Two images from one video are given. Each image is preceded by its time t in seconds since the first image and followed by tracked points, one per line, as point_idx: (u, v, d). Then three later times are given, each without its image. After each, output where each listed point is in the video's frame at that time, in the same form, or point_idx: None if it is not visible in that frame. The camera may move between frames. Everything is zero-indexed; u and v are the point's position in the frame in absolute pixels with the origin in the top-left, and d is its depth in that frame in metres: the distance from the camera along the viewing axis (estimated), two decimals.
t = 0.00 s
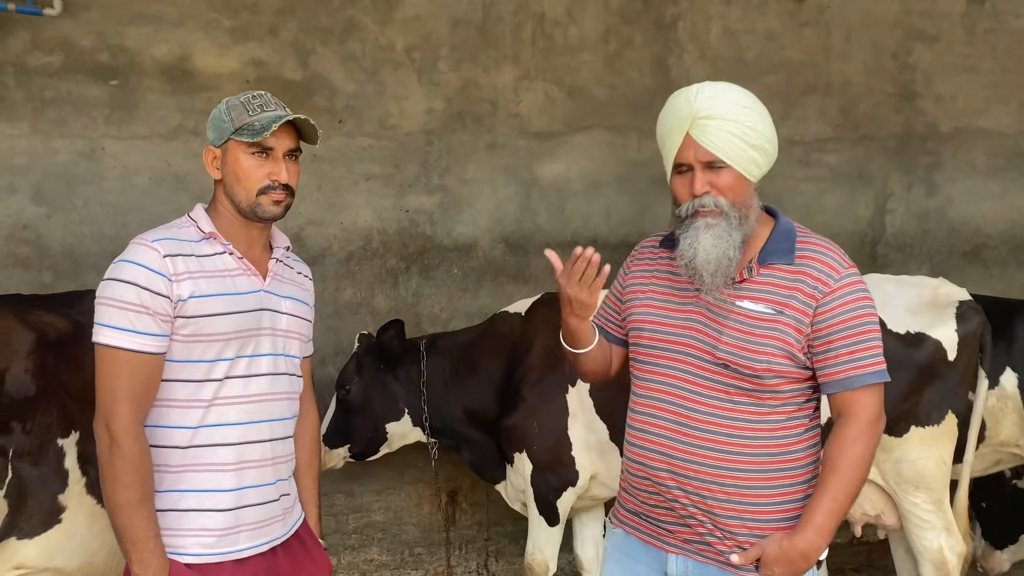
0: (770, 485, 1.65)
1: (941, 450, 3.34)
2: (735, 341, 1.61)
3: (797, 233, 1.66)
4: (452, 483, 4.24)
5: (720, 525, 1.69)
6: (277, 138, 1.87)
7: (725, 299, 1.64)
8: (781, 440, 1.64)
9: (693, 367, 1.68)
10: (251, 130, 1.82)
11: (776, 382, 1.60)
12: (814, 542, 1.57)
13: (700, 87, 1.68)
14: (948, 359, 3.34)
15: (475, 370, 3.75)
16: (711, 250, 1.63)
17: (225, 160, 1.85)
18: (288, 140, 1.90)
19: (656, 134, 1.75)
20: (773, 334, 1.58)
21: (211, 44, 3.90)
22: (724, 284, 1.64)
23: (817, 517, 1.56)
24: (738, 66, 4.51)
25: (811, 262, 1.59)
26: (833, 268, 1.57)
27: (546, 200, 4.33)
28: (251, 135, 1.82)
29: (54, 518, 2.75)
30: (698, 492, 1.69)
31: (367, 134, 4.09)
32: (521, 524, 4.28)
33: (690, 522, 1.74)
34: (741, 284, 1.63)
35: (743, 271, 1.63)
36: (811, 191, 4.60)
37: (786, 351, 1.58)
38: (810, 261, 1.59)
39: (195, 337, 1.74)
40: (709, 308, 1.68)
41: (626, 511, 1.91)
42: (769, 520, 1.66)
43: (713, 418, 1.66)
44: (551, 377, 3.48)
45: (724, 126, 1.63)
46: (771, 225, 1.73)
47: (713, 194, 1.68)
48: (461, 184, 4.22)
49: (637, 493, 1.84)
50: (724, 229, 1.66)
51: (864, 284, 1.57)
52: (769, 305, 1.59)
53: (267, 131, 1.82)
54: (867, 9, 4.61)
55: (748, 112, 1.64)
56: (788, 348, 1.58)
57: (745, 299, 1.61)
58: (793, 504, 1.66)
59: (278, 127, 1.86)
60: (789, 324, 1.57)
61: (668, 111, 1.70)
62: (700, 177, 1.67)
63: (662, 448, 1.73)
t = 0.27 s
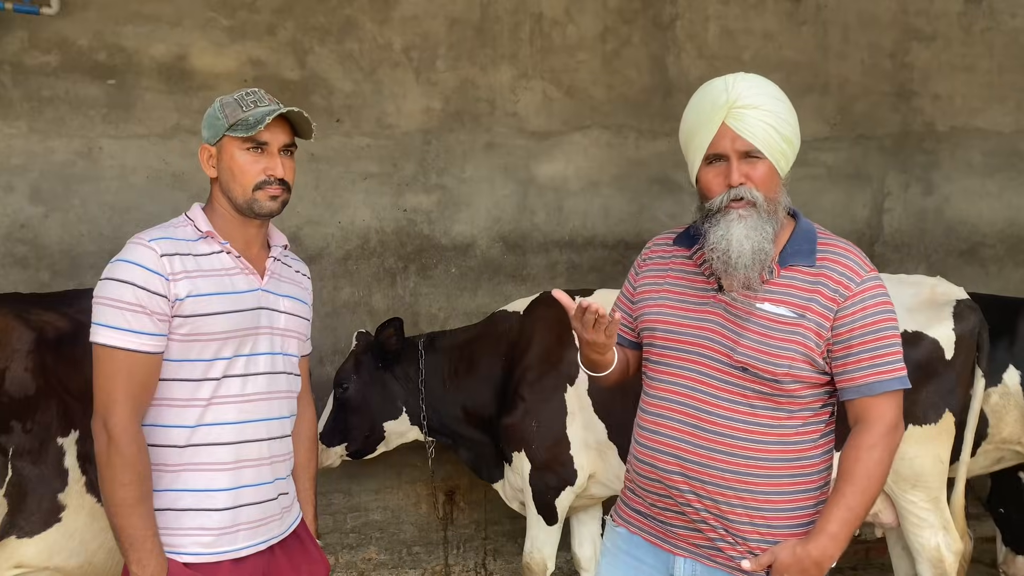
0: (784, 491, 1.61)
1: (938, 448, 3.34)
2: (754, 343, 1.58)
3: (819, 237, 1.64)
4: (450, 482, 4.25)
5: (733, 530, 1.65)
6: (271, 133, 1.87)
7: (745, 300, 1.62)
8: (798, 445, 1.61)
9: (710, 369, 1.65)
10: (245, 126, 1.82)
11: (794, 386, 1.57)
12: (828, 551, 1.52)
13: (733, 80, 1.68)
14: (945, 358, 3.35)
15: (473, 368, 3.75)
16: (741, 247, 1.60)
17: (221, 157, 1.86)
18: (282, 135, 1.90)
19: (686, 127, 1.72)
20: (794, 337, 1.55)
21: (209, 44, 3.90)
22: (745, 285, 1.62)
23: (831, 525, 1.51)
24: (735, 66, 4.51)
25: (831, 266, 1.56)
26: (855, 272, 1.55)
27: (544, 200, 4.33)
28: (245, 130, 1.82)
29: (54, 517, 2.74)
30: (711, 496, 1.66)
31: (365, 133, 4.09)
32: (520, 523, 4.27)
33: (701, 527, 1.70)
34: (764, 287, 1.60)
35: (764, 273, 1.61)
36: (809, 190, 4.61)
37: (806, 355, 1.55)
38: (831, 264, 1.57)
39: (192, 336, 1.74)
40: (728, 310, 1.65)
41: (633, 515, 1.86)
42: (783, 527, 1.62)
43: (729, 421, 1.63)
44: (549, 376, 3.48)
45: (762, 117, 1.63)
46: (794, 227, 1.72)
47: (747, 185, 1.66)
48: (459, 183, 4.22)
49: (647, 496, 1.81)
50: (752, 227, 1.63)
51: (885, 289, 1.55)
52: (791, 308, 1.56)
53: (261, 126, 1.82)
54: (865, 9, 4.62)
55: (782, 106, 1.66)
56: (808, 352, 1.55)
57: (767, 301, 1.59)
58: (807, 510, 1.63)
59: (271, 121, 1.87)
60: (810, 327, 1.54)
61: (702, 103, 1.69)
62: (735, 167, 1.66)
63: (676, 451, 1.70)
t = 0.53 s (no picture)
0: (790, 493, 1.61)
1: (935, 448, 3.34)
2: (761, 346, 1.57)
3: (816, 236, 1.65)
4: (448, 482, 4.24)
5: (740, 535, 1.64)
6: (265, 132, 1.88)
7: (749, 302, 1.60)
8: (802, 447, 1.60)
9: (716, 373, 1.63)
10: (239, 124, 1.82)
11: (799, 388, 1.57)
12: (836, 552, 1.54)
13: (734, 75, 1.69)
14: (942, 357, 3.35)
15: (471, 368, 3.75)
16: (743, 245, 1.61)
17: (215, 157, 1.85)
18: (275, 134, 1.90)
19: (688, 120, 1.72)
20: (799, 339, 1.55)
21: (206, 44, 3.90)
22: (748, 286, 1.61)
23: (839, 525, 1.53)
24: (733, 66, 4.51)
25: (832, 266, 1.57)
26: (855, 272, 1.55)
27: (541, 200, 4.33)
28: (239, 128, 1.82)
29: (50, 518, 2.74)
30: (719, 502, 1.64)
31: (363, 133, 4.09)
32: (517, 523, 4.28)
33: (708, 533, 1.68)
34: (766, 288, 1.59)
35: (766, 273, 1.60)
36: (806, 190, 4.61)
37: (811, 356, 1.55)
38: (831, 265, 1.57)
39: (188, 336, 1.73)
40: (730, 312, 1.63)
41: (634, 522, 1.83)
42: (789, 530, 1.62)
43: (736, 426, 1.61)
44: (547, 376, 3.48)
45: (765, 112, 1.64)
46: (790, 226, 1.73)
47: (750, 179, 1.66)
48: (456, 184, 4.22)
49: (649, 503, 1.78)
50: (754, 225, 1.64)
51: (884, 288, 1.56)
52: (796, 310, 1.56)
53: (254, 124, 1.82)
54: (862, 9, 4.63)
55: (783, 102, 1.67)
56: (812, 353, 1.55)
57: (770, 303, 1.58)
58: (812, 512, 1.63)
59: (265, 119, 1.87)
60: (814, 330, 1.54)
61: (705, 97, 1.70)
62: (738, 162, 1.66)
63: (682, 457, 1.67)
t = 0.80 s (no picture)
0: (791, 492, 1.61)
1: (931, 447, 3.34)
2: (758, 346, 1.56)
3: (798, 233, 1.67)
4: (446, 483, 4.24)
5: (746, 538, 1.63)
6: (262, 133, 1.88)
7: (742, 302, 1.60)
8: (798, 446, 1.61)
9: (714, 374, 1.61)
10: (236, 126, 1.82)
11: (795, 386, 1.58)
12: (841, 547, 1.56)
13: (713, 76, 1.70)
14: (939, 357, 3.36)
15: (468, 368, 3.75)
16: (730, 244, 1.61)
17: (212, 158, 1.86)
18: (273, 135, 1.90)
19: (670, 121, 1.72)
20: (795, 337, 1.55)
21: (203, 45, 3.90)
22: (739, 285, 1.62)
23: (841, 522, 1.56)
24: (729, 66, 4.52)
25: (818, 263, 1.58)
26: (841, 270, 1.57)
27: (538, 200, 4.33)
28: (236, 129, 1.82)
29: (45, 520, 2.74)
30: (725, 505, 1.62)
31: (360, 134, 4.09)
32: (515, 524, 4.28)
33: (714, 537, 1.67)
34: (758, 287, 1.59)
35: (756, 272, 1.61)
36: (803, 190, 4.62)
37: (805, 353, 1.56)
38: (817, 262, 1.59)
39: (185, 337, 1.73)
40: (723, 313, 1.62)
41: (632, 532, 1.80)
42: (792, 528, 1.62)
43: (737, 428, 1.59)
44: (544, 376, 3.48)
45: (747, 111, 1.66)
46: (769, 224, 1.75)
47: (733, 178, 1.67)
48: (453, 184, 4.22)
49: (647, 511, 1.74)
50: (740, 223, 1.63)
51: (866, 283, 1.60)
52: (790, 308, 1.56)
53: (251, 125, 1.82)
54: (858, 9, 4.64)
55: (762, 101, 1.69)
56: (806, 350, 1.56)
57: (764, 302, 1.57)
58: (812, 509, 1.64)
59: (262, 120, 1.87)
60: (806, 328, 1.55)
61: (685, 98, 1.70)
62: (722, 160, 1.67)
63: (685, 463, 1.64)
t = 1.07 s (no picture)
0: (781, 492, 1.61)
1: (930, 448, 3.35)
2: (749, 344, 1.57)
3: (786, 233, 1.68)
4: (444, 484, 4.24)
5: (737, 539, 1.62)
6: (259, 135, 1.87)
7: (732, 302, 1.60)
8: (788, 445, 1.62)
9: (704, 374, 1.61)
10: (233, 127, 1.82)
11: (785, 385, 1.59)
12: (830, 546, 1.56)
13: (696, 77, 1.71)
14: (937, 358, 3.36)
15: (467, 369, 3.76)
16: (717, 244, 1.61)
17: (209, 160, 1.85)
18: (270, 136, 1.90)
19: (654, 122, 1.72)
20: (785, 336, 1.56)
21: (201, 46, 3.90)
22: (727, 284, 1.62)
23: (831, 520, 1.56)
24: (727, 67, 4.52)
25: (807, 261, 1.60)
26: (829, 268, 1.59)
27: (536, 201, 4.33)
28: (233, 131, 1.82)
29: (43, 522, 2.73)
30: (717, 506, 1.62)
31: (358, 135, 4.09)
32: (514, 525, 4.28)
33: (704, 539, 1.66)
34: (746, 286, 1.60)
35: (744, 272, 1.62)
36: (801, 190, 4.62)
37: (795, 351, 1.57)
38: (806, 261, 1.60)
39: (183, 339, 1.73)
40: (712, 312, 1.62)
41: (620, 535, 1.78)
42: (782, 529, 1.62)
43: (728, 428, 1.59)
44: (543, 377, 3.48)
45: (731, 111, 1.66)
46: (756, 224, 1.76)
47: (720, 178, 1.67)
48: (451, 185, 4.22)
49: (636, 514, 1.73)
50: (726, 223, 1.64)
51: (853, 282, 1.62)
52: (780, 306, 1.57)
53: (248, 127, 1.82)
54: (856, 10, 4.64)
55: (746, 101, 1.69)
56: (796, 348, 1.57)
57: (755, 301, 1.58)
58: (801, 508, 1.65)
59: (258, 122, 1.87)
60: (796, 326, 1.56)
61: (669, 99, 1.71)
62: (707, 161, 1.67)
63: (676, 463, 1.63)
